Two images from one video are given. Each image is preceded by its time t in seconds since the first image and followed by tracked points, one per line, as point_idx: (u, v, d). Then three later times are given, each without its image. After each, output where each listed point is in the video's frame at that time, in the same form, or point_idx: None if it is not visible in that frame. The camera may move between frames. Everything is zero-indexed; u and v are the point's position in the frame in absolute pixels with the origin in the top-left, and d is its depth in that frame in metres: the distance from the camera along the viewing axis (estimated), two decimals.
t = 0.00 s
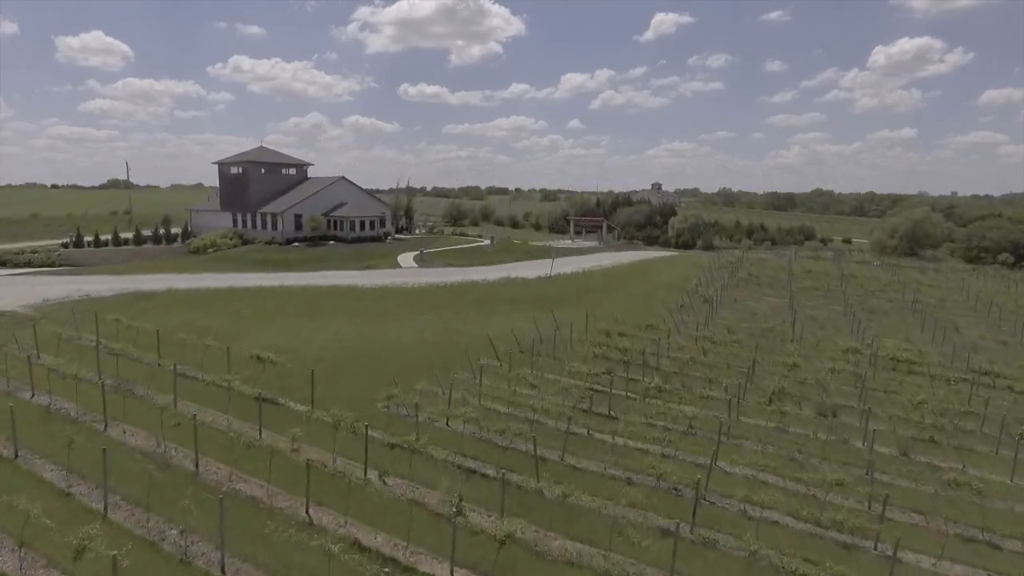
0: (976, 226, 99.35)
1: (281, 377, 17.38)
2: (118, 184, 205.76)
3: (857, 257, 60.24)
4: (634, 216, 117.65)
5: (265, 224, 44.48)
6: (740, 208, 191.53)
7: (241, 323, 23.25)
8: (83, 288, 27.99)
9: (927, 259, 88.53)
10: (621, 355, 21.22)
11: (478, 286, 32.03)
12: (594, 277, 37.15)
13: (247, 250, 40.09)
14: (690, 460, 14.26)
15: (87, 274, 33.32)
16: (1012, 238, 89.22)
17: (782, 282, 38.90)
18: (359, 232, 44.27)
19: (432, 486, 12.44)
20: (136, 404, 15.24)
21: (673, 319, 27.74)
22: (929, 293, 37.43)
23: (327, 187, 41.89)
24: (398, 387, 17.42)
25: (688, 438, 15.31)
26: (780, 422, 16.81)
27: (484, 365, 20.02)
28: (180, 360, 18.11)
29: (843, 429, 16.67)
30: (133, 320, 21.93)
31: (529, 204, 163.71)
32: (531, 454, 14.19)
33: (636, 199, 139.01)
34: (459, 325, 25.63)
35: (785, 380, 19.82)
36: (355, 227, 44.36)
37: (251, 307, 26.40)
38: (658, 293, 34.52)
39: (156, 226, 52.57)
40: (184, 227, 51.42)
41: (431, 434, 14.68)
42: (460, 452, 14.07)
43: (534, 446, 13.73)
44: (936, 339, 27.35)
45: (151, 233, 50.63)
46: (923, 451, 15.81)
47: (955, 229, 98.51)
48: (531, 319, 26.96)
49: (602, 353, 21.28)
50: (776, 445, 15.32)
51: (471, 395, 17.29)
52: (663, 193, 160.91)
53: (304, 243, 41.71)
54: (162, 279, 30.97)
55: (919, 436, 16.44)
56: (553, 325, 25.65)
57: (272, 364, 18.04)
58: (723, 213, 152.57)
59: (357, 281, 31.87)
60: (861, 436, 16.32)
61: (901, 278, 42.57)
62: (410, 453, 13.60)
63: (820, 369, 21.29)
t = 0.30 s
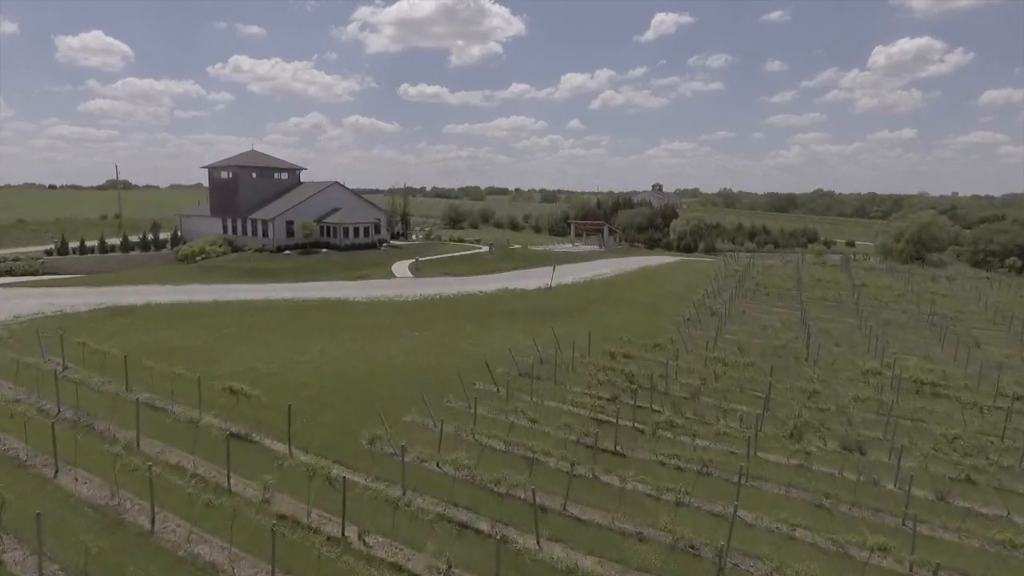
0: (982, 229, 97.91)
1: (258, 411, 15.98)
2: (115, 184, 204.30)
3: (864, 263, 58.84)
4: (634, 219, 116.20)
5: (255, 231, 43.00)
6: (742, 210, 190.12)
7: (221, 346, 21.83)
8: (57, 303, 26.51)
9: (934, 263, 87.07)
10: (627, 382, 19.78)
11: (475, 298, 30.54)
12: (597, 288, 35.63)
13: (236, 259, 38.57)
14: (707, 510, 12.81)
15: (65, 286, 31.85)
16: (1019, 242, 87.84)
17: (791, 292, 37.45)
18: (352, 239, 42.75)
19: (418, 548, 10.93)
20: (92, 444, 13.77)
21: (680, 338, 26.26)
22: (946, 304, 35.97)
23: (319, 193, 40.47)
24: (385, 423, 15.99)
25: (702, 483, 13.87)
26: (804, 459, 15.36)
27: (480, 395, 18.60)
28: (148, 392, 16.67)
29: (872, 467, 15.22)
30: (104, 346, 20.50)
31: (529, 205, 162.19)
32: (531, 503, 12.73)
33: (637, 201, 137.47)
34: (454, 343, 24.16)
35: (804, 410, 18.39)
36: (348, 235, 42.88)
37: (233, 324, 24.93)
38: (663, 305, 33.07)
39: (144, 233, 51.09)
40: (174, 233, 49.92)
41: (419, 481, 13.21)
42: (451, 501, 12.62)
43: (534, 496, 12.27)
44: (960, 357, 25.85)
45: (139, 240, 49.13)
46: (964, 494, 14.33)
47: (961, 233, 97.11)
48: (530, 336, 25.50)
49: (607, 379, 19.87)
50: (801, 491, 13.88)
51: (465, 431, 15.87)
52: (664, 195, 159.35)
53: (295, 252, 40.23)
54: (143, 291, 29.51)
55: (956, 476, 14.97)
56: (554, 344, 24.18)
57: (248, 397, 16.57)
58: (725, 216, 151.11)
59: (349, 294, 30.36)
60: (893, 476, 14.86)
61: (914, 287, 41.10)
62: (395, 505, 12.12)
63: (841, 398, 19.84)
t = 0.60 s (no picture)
0: (989, 232, 96.52)
1: (230, 451, 14.58)
2: (112, 184, 202.76)
3: (872, 270, 57.46)
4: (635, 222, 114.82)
5: (245, 238, 41.41)
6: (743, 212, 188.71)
7: (199, 370, 20.43)
8: (29, 320, 25.05)
9: (940, 267, 85.63)
10: (634, 412, 18.36)
11: (472, 312, 29.16)
12: (599, 299, 34.29)
13: (224, 268, 37.09)
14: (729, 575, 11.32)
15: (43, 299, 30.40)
16: None
17: (802, 304, 36.03)
18: (346, 247, 41.20)
19: None
20: (39, 497, 12.34)
21: (688, 357, 24.90)
22: (963, 317, 34.54)
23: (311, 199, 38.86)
24: (369, 464, 14.58)
25: (721, 538, 12.45)
26: (832, 504, 13.90)
27: (475, 427, 17.20)
28: (112, 430, 15.29)
29: (908, 515, 13.74)
30: (70, 375, 19.12)
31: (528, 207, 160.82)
32: (529, 565, 11.26)
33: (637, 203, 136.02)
34: (449, 365, 22.78)
35: (827, 445, 16.95)
36: (341, 241, 41.22)
37: (215, 341, 23.56)
38: (669, 318, 31.63)
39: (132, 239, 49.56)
40: (162, 239, 48.41)
41: (404, 539, 11.78)
42: (440, 564, 11.19)
43: (532, 560, 10.82)
44: (984, 378, 24.44)
45: (126, 246, 47.61)
46: (1011, 547, 12.88)
47: (967, 236, 95.74)
48: (530, 357, 24.13)
49: (613, 409, 18.46)
50: (831, 546, 12.45)
51: (457, 473, 14.46)
52: (665, 196, 157.85)
53: (286, 260, 38.63)
54: (124, 305, 28.11)
55: (1001, 525, 13.54)
56: (556, 366, 22.83)
57: (221, 435, 15.19)
58: (726, 217, 149.72)
59: (340, 307, 29.01)
60: (931, 525, 13.43)
61: (928, 298, 39.66)
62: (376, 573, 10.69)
63: (865, 430, 18.43)
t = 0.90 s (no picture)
0: (997, 235, 94.94)
1: (196, 502, 13.16)
2: (111, 184, 201.61)
3: (881, 278, 55.97)
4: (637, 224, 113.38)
5: (234, 246, 39.95)
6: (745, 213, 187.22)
7: (175, 398, 19.03)
8: None
9: (947, 272, 84.17)
10: (643, 446, 16.94)
11: (468, 327, 27.68)
12: (602, 311, 32.78)
13: (211, 278, 35.66)
14: None
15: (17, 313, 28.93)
16: None
17: (813, 315, 34.57)
18: (339, 255, 39.76)
19: None
20: None
21: (698, 380, 23.41)
22: (983, 331, 33.06)
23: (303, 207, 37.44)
24: (351, 514, 13.15)
25: None
26: (867, 560, 12.48)
27: (470, 464, 15.77)
28: (68, 476, 13.90)
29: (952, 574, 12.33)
30: (33, 407, 17.76)
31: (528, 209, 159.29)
32: None
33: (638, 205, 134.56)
34: (442, 388, 21.29)
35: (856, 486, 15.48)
36: (334, 251, 39.76)
37: (194, 362, 22.06)
38: (677, 333, 30.16)
39: (119, 246, 48.04)
40: (150, 246, 46.98)
41: None
42: None
43: None
44: (1014, 401, 22.96)
45: (112, 253, 46.10)
46: None
47: (975, 241, 94.24)
48: (529, 379, 22.65)
49: (619, 443, 17.02)
50: None
51: (449, 524, 13.01)
52: (666, 197, 156.63)
53: (276, 270, 37.18)
54: (101, 320, 26.65)
55: None
56: (557, 390, 21.35)
57: (188, 482, 13.76)
58: (728, 220, 148.12)
59: (329, 324, 27.48)
60: None
61: (944, 308, 38.19)
62: None
63: (894, 467, 16.94)
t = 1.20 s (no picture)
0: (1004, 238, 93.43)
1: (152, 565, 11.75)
2: (109, 184, 199.99)
3: (890, 285, 54.55)
4: (637, 227, 112.03)
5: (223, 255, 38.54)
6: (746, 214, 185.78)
7: (145, 429, 17.64)
8: None
9: (955, 276, 82.82)
10: (652, 487, 15.52)
11: (465, 344, 26.25)
12: (605, 325, 31.32)
13: (198, 289, 34.19)
14: None
15: None
16: None
17: (826, 328, 33.11)
18: (331, 265, 38.33)
19: None
20: None
21: (707, 407, 22.01)
22: (1004, 345, 31.58)
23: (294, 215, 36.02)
24: None
25: None
26: None
27: (462, 511, 14.35)
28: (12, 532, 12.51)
29: None
30: None
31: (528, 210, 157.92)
32: None
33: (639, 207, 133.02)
34: (435, 416, 19.86)
35: (888, 535, 14.05)
36: (327, 260, 38.34)
37: (170, 387, 20.65)
38: (684, 349, 28.72)
39: (106, 253, 46.60)
40: (138, 253, 45.45)
41: None
42: None
43: None
44: None
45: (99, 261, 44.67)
46: None
47: (981, 244, 92.83)
48: (528, 406, 21.23)
49: (626, 484, 15.61)
50: None
51: None
52: (667, 199, 155.18)
53: (266, 281, 35.77)
54: (73, 337, 25.17)
55: None
56: (557, 419, 19.94)
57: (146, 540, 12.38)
58: (730, 221, 146.63)
59: (318, 340, 25.99)
60: None
61: (961, 319, 36.72)
62: None
63: (926, 508, 15.53)
